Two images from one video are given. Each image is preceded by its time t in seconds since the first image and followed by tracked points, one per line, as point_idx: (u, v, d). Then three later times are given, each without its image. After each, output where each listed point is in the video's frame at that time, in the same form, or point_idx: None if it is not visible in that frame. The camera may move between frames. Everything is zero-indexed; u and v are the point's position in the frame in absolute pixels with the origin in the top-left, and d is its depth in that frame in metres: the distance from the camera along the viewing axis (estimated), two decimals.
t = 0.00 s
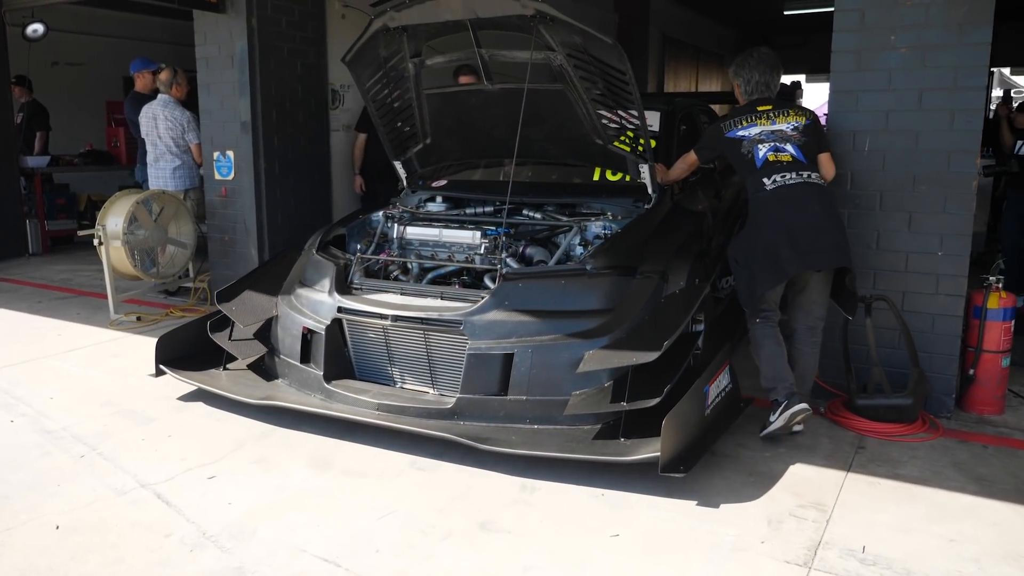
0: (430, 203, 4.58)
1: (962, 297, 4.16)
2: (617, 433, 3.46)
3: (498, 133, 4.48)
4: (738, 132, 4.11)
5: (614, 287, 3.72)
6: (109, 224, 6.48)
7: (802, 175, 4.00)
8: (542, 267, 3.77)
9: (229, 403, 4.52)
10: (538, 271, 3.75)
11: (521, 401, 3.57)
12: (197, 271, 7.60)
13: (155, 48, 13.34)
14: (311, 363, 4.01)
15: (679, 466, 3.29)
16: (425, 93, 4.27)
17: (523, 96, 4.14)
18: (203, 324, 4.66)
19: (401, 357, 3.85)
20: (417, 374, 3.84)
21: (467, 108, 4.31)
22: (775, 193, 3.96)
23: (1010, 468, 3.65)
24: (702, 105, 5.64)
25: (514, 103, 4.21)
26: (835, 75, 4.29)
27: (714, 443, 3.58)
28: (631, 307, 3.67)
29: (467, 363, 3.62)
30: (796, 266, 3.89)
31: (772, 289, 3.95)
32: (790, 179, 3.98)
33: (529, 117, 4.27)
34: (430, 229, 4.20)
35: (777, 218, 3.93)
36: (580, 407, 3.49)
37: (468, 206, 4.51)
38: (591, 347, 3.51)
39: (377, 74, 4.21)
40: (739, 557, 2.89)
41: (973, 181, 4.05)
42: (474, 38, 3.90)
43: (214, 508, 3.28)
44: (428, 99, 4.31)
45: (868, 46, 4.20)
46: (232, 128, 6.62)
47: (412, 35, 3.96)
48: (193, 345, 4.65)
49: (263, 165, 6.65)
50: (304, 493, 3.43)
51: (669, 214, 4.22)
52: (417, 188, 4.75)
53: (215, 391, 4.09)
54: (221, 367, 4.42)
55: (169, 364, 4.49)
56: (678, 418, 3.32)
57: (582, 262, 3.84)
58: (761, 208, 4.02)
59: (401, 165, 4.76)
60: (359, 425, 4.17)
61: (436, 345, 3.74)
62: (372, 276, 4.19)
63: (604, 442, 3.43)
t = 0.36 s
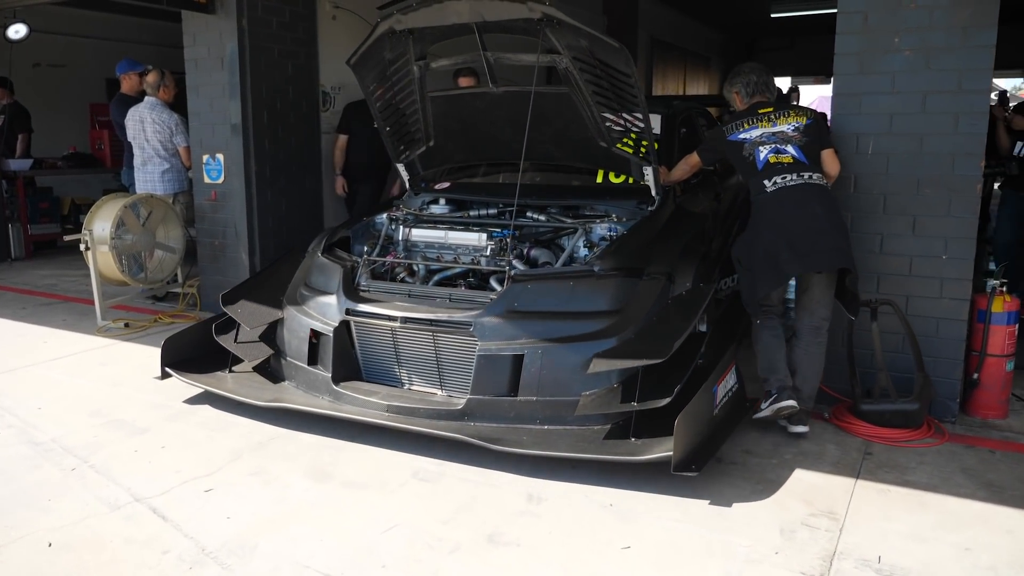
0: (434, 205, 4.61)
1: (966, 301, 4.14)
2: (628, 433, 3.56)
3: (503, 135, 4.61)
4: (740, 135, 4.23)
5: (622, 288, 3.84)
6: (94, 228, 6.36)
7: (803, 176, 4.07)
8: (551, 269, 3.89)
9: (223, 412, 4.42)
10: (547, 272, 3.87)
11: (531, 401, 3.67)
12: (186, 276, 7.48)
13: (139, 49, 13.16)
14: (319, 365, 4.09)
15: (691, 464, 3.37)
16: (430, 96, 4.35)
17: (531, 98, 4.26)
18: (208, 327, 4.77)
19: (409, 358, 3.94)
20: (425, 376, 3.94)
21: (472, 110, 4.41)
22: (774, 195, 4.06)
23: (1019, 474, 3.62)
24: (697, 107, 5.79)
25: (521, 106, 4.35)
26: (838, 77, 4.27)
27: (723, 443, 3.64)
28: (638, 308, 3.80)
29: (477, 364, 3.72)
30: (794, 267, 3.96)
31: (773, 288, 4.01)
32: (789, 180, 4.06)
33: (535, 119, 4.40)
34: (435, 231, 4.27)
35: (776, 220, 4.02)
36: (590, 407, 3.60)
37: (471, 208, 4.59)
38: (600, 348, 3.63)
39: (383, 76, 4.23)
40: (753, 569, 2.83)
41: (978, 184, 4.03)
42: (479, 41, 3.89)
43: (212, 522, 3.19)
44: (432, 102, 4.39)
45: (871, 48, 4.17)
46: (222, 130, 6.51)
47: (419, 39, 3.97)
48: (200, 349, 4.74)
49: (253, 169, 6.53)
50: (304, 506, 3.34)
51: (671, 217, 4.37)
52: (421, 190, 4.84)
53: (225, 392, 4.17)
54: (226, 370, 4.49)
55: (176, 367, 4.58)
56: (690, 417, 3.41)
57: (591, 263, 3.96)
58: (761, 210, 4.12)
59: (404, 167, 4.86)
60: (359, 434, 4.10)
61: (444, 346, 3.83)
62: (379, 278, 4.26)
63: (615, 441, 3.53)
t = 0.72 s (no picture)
0: (435, 208, 4.74)
1: (969, 304, 4.12)
2: (635, 433, 3.60)
3: (505, 138, 4.73)
4: (736, 138, 4.28)
5: (626, 291, 3.86)
6: (80, 233, 6.23)
7: (797, 176, 4.09)
8: (557, 271, 3.94)
9: (215, 421, 4.32)
10: (554, 274, 3.91)
11: (538, 401, 3.70)
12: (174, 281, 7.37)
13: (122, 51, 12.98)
14: (324, 366, 4.13)
15: (699, 463, 3.42)
16: (432, 99, 4.49)
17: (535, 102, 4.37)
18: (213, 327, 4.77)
19: (415, 359, 3.99)
20: (431, 378, 3.99)
21: (475, 113, 4.55)
22: (770, 196, 4.08)
23: None
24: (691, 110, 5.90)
25: (525, 109, 4.44)
26: (839, 80, 4.25)
27: (728, 443, 3.71)
28: (642, 309, 3.83)
29: (484, 365, 3.75)
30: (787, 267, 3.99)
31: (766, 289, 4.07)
32: (784, 181, 4.08)
33: (537, 124, 4.53)
34: (439, 233, 4.34)
35: (771, 221, 4.06)
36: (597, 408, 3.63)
37: (473, 211, 4.68)
38: (605, 349, 3.66)
39: (387, 78, 4.36)
40: None
41: (980, 187, 4.02)
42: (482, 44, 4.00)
43: (209, 536, 3.09)
44: (434, 105, 4.53)
45: (872, 50, 4.15)
46: (210, 133, 6.40)
47: (421, 42, 4.11)
48: (206, 350, 4.75)
49: (242, 172, 6.42)
50: (303, 518, 3.25)
51: (672, 220, 4.46)
52: (423, 194, 4.93)
53: (229, 394, 4.19)
54: (231, 371, 4.53)
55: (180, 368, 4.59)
56: (697, 417, 3.45)
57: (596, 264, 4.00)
58: (758, 211, 4.15)
59: (405, 169, 5.02)
60: (356, 443, 4.01)
61: (450, 346, 3.89)
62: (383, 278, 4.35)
63: (623, 441, 3.56)
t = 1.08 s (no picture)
0: (436, 209, 4.71)
1: (971, 306, 4.11)
2: (641, 431, 3.63)
3: (505, 140, 4.73)
4: (731, 137, 4.34)
5: (630, 291, 3.89)
6: (64, 236, 6.11)
7: (791, 176, 4.13)
8: (560, 271, 3.97)
9: (208, 429, 4.22)
10: (557, 275, 3.94)
11: (545, 400, 3.72)
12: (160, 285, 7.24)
13: (100, 51, 12.76)
14: (329, 367, 4.13)
15: (706, 459, 3.46)
16: (434, 101, 4.49)
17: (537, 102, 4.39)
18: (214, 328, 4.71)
19: (420, 359, 4.01)
20: (436, 379, 4.03)
21: (477, 114, 4.55)
22: (764, 196, 4.14)
23: None
24: (687, 112, 5.89)
25: (527, 110, 4.45)
26: (839, 81, 4.21)
27: (732, 441, 3.74)
28: (646, 309, 3.86)
29: (490, 364, 3.77)
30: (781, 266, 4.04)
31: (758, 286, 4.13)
32: (777, 181, 4.13)
33: (539, 124, 4.51)
34: (441, 235, 4.34)
35: (766, 220, 4.12)
36: (604, 406, 3.65)
37: (473, 212, 4.69)
38: (610, 348, 3.70)
39: (390, 79, 4.37)
40: None
41: (982, 189, 4.00)
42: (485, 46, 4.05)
43: (208, 550, 3.00)
44: (436, 107, 4.53)
45: (873, 51, 4.13)
46: (198, 134, 6.28)
47: (424, 44, 4.12)
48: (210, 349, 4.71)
49: (232, 173, 6.31)
50: (303, 530, 3.16)
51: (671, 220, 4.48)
52: (423, 195, 4.91)
53: (233, 396, 4.17)
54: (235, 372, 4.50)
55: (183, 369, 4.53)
56: (705, 416, 3.48)
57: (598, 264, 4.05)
58: (752, 210, 4.19)
59: (405, 171, 4.97)
60: (354, 450, 3.93)
61: (456, 347, 3.91)
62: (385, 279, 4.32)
63: (630, 439, 3.59)
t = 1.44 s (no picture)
0: (438, 210, 4.66)
1: (976, 310, 4.09)
2: (648, 428, 3.63)
3: (507, 142, 4.69)
4: (729, 138, 4.39)
5: (635, 292, 3.89)
6: (51, 239, 5.97)
7: (789, 180, 4.24)
8: (565, 272, 3.95)
9: (203, 438, 4.12)
10: (563, 275, 3.92)
11: (553, 400, 3.71)
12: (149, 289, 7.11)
13: (82, 52, 12.57)
14: (336, 368, 4.11)
15: (714, 456, 3.49)
16: (437, 103, 4.45)
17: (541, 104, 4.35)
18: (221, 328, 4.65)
19: (427, 360, 3.98)
20: (444, 379, 4.01)
21: (479, 116, 4.52)
22: (761, 200, 4.27)
23: None
24: (685, 115, 5.87)
25: (530, 112, 4.42)
26: (843, 83, 4.19)
27: (739, 437, 3.75)
28: (650, 309, 3.85)
29: (498, 365, 3.76)
30: (776, 268, 4.17)
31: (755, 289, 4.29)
32: (775, 186, 4.24)
33: (541, 125, 4.48)
34: (445, 236, 4.30)
35: (765, 222, 4.22)
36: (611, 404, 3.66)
37: (475, 213, 4.67)
38: (616, 347, 3.69)
39: (392, 82, 4.31)
40: None
41: (986, 192, 3.98)
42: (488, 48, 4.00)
43: (210, 565, 2.91)
44: (438, 109, 4.49)
45: (877, 53, 4.11)
46: (188, 136, 6.18)
47: (427, 47, 4.06)
48: (217, 351, 4.66)
49: (222, 177, 6.19)
50: (307, 543, 3.08)
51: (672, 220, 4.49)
52: (424, 196, 4.87)
53: (237, 396, 4.14)
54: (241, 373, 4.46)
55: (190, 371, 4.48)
56: (712, 414, 3.51)
57: (602, 263, 4.06)
58: (750, 213, 4.30)
59: (406, 172, 4.91)
60: (355, 459, 3.85)
61: (463, 348, 3.89)
62: (390, 281, 4.27)
63: (638, 436, 3.59)
